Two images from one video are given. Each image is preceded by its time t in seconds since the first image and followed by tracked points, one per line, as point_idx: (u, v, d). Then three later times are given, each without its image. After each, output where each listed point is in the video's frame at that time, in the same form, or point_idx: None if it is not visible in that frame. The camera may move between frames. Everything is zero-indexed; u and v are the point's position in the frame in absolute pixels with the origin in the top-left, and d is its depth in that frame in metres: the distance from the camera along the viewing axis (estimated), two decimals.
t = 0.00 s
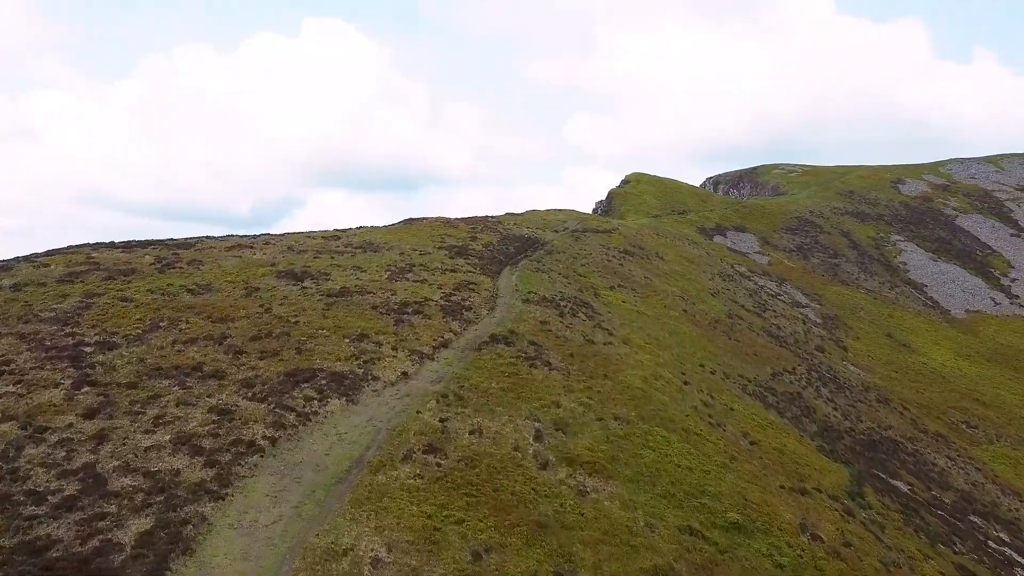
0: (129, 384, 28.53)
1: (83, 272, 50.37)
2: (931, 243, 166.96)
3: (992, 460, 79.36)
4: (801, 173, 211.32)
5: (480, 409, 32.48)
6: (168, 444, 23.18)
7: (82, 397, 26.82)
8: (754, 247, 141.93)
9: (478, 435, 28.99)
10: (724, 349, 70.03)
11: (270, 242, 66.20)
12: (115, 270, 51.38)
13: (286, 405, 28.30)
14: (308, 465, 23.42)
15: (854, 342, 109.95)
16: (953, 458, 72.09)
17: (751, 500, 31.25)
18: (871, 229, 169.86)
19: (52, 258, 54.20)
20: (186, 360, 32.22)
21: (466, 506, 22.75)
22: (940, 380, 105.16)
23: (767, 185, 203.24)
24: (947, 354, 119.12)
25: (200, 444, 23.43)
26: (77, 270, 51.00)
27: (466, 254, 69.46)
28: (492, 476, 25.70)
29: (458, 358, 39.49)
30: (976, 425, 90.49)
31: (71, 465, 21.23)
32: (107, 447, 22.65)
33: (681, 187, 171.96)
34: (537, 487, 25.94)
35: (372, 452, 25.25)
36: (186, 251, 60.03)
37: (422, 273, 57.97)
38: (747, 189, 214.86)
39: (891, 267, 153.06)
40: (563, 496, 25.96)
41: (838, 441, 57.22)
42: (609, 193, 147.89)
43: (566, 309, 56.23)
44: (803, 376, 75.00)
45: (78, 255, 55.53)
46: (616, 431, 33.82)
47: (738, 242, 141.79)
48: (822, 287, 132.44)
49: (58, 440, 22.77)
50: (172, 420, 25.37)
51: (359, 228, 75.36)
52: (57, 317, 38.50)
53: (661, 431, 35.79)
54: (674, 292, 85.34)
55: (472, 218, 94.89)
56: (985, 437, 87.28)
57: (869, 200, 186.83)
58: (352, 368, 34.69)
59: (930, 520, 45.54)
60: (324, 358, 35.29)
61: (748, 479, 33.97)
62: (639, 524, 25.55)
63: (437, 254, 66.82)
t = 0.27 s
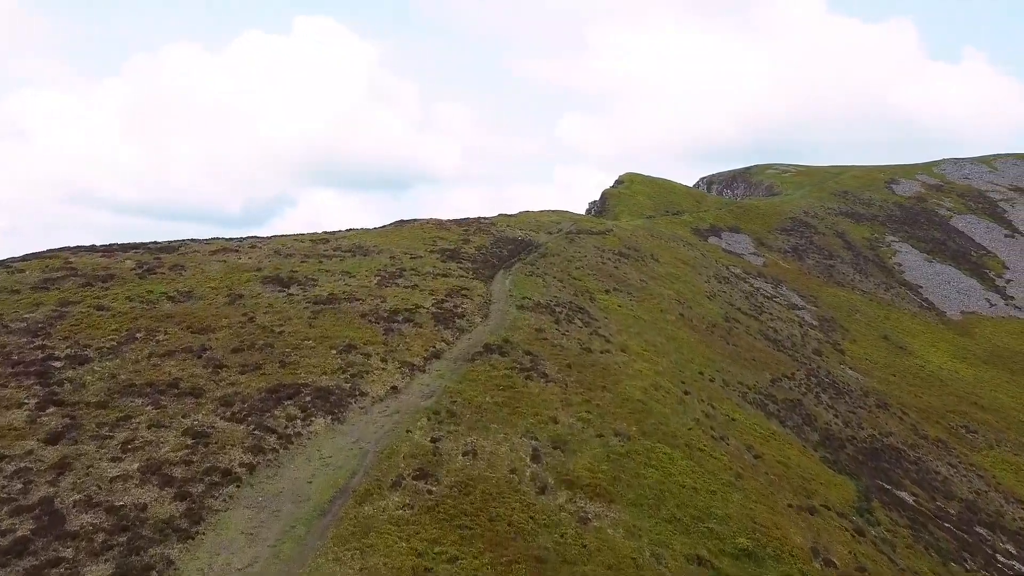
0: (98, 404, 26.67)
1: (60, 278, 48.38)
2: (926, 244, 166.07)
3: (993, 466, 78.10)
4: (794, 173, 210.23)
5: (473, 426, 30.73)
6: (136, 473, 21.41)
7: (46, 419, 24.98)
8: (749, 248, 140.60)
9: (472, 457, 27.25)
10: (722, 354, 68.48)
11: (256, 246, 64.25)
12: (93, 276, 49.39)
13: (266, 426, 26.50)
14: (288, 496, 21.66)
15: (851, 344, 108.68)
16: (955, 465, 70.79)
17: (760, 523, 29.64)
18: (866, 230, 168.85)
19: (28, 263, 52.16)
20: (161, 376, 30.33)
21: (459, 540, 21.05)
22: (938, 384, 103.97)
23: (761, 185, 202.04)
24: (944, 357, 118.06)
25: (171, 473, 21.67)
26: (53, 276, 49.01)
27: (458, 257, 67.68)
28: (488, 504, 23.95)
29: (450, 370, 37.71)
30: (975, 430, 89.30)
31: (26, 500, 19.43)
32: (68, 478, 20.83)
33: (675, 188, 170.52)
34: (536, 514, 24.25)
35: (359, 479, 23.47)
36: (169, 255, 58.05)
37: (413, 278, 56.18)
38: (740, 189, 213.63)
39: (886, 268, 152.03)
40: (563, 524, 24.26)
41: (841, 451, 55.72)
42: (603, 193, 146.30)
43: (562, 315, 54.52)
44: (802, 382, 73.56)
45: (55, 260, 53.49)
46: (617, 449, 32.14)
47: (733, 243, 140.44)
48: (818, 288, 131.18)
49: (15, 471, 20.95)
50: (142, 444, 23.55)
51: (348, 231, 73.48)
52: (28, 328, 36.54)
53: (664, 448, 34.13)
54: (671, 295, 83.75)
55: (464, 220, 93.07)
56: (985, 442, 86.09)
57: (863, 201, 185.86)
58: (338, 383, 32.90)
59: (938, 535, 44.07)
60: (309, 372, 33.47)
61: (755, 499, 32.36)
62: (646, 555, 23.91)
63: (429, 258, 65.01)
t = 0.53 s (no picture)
0: (63, 427, 24.80)
1: (34, 284, 46.37)
2: (921, 245, 165.14)
3: (994, 473, 76.84)
4: (788, 173, 209.18)
5: (467, 446, 28.95)
6: (99, 508, 19.62)
7: (5, 444, 23.12)
8: (744, 250, 139.26)
9: (466, 482, 25.49)
10: (721, 360, 66.93)
11: (242, 250, 62.27)
12: (70, 282, 47.38)
13: (245, 450, 24.69)
14: (266, 533, 19.87)
15: (848, 348, 107.39)
16: (957, 473, 69.46)
17: (771, 548, 28.02)
18: (861, 231, 167.81)
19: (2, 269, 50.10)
20: (133, 394, 28.43)
21: None
22: (936, 387, 102.82)
23: (754, 185, 200.88)
24: (941, 360, 116.96)
25: (137, 507, 19.91)
26: (29, 281, 47.00)
27: (450, 261, 65.87)
28: (483, 537, 22.22)
29: (442, 383, 35.90)
30: (975, 435, 88.07)
31: None
32: (22, 515, 19.00)
33: (668, 188, 169.09)
34: (535, 546, 22.53)
35: (344, 509, 21.71)
36: (151, 259, 56.04)
37: (404, 284, 54.34)
38: (734, 190, 212.45)
39: (881, 270, 150.99)
40: (565, 558, 22.55)
41: (845, 461, 54.19)
42: (596, 194, 144.69)
43: (558, 322, 52.79)
44: (801, 387, 72.10)
45: (31, 265, 51.46)
46: (619, 468, 30.44)
47: (728, 244, 139.09)
48: (813, 290, 129.94)
49: None
50: (108, 472, 21.73)
51: (337, 233, 71.56)
52: None
53: (668, 466, 32.44)
54: (667, 299, 82.14)
55: (456, 222, 91.25)
56: (985, 447, 84.87)
57: (857, 201, 184.89)
58: (324, 399, 31.07)
59: (948, 550, 42.56)
60: (293, 387, 31.61)
61: (765, 521, 30.71)
62: None
63: (420, 262, 63.18)
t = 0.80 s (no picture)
0: (24, 453, 22.95)
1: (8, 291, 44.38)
2: (916, 245, 164.15)
3: (996, 479, 75.57)
4: (782, 173, 208.03)
5: (461, 468, 27.19)
6: (55, 551, 17.88)
7: None
8: (740, 251, 137.88)
9: (460, 510, 23.76)
10: (720, 366, 65.38)
11: (227, 253, 60.32)
12: (46, 289, 45.40)
13: (222, 477, 22.91)
14: None
15: (846, 350, 106.06)
16: (960, 480, 68.11)
17: None
18: (856, 231, 166.73)
19: None
20: (104, 414, 26.57)
21: None
22: (934, 391, 101.60)
23: (748, 185, 199.62)
24: (938, 362, 115.81)
25: (98, 549, 18.17)
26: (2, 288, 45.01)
27: (443, 265, 64.05)
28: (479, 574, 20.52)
29: (435, 397, 34.10)
30: (975, 440, 86.83)
31: None
32: None
33: (663, 189, 167.68)
34: None
35: (327, 546, 19.98)
36: (132, 264, 54.07)
37: (394, 289, 52.51)
38: (728, 190, 211.17)
39: (877, 270, 149.89)
40: None
41: (849, 471, 52.67)
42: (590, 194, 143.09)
43: (554, 328, 51.06)
44: (801, 393, 70.62)
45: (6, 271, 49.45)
46: (622, 490, 28.76)
47: (723, 245, 137.72)
48: (809, 292, 128.63)
49: None
50: (69, 507, 19.95)
51: (326, 236, 69.67)
52: None
53: (673, 486, 30.75)
54: (664, 302, 80.52)
55: (449, 223, 89.42)
56: (986, 452, 83.63)
57: (852, 201, 183.86)
58: (309, 416, 29.27)
59: (960, 567, 41.05)
60: (276, 404, 29.76)
61: (775, 546, 29.09)
62: None
63: (411, 266, 61.36)
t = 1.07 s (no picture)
0: None
1: None
2: (912, 246, 163.19)
3: (999, 487, 74.29)
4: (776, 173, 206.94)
5: (455, 494, 25.44)
6: None
7: None
8: (735, 252, 136.52)
9: (455, 544, 22.02)
10: (719, 372, 63.84)
11: (212, 258, 58.39)
12: (19, 297, 43.42)
13: (195, 511, 21.10)
14: None
15: (843, 354, 104.75)
16: (963, 489, 66.75)
17: None
18: (851, 232, 165.65)
19: None
20: (71, 438, 24.71)
21: None
22: (933, 395, 100.40)
23: (742, 186, 198.39)
24: (936, 365, 114.67)
25: None
26: None
27: (435, 269, 62.26)
28: None
29: (427, 413, 32.32)
30: (976, 445, 85.61)
31: None
32: None
33: (657, 189, 166.26)
34: None
35: None
36: (113, 270, 52.11)
37: (385, 295, 50.72)
38: (722, 190, 209.95)
39: (873, 272, 148.77)
40: None
41: (854, 483, 51.16)
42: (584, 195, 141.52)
43: (550, 336, 49.36)
44: (801, 399, 69.15)
45: None
46: (626, 516, 27.06)
47: (719, 247, 136.32)
48: (806, 293, 127.35)
49: None
50: (23, 551, 18.14)
51: (315, 239, 67.79)
52: None
53: (679, 510, 29.07)
54: (661, 306, 78.91)
55: (441, 226, 87.63)
56: (987, 458, 82.38)
57: (847, 202, 182.84)
58: (293, 438, 27.44)
59: None
60: (258, 424, 27.94)
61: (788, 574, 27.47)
62: None
63: (402, 271, 59.56)
